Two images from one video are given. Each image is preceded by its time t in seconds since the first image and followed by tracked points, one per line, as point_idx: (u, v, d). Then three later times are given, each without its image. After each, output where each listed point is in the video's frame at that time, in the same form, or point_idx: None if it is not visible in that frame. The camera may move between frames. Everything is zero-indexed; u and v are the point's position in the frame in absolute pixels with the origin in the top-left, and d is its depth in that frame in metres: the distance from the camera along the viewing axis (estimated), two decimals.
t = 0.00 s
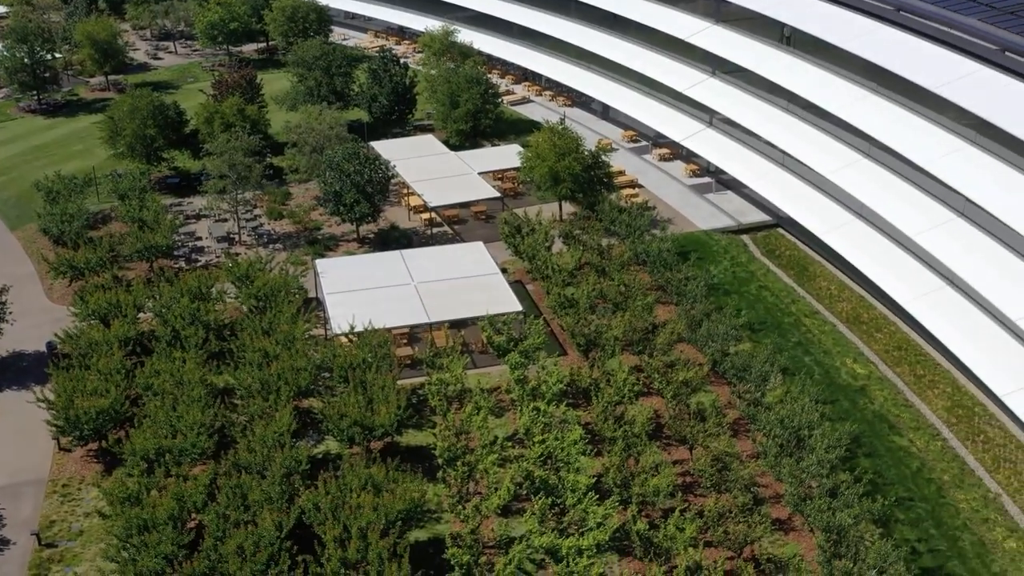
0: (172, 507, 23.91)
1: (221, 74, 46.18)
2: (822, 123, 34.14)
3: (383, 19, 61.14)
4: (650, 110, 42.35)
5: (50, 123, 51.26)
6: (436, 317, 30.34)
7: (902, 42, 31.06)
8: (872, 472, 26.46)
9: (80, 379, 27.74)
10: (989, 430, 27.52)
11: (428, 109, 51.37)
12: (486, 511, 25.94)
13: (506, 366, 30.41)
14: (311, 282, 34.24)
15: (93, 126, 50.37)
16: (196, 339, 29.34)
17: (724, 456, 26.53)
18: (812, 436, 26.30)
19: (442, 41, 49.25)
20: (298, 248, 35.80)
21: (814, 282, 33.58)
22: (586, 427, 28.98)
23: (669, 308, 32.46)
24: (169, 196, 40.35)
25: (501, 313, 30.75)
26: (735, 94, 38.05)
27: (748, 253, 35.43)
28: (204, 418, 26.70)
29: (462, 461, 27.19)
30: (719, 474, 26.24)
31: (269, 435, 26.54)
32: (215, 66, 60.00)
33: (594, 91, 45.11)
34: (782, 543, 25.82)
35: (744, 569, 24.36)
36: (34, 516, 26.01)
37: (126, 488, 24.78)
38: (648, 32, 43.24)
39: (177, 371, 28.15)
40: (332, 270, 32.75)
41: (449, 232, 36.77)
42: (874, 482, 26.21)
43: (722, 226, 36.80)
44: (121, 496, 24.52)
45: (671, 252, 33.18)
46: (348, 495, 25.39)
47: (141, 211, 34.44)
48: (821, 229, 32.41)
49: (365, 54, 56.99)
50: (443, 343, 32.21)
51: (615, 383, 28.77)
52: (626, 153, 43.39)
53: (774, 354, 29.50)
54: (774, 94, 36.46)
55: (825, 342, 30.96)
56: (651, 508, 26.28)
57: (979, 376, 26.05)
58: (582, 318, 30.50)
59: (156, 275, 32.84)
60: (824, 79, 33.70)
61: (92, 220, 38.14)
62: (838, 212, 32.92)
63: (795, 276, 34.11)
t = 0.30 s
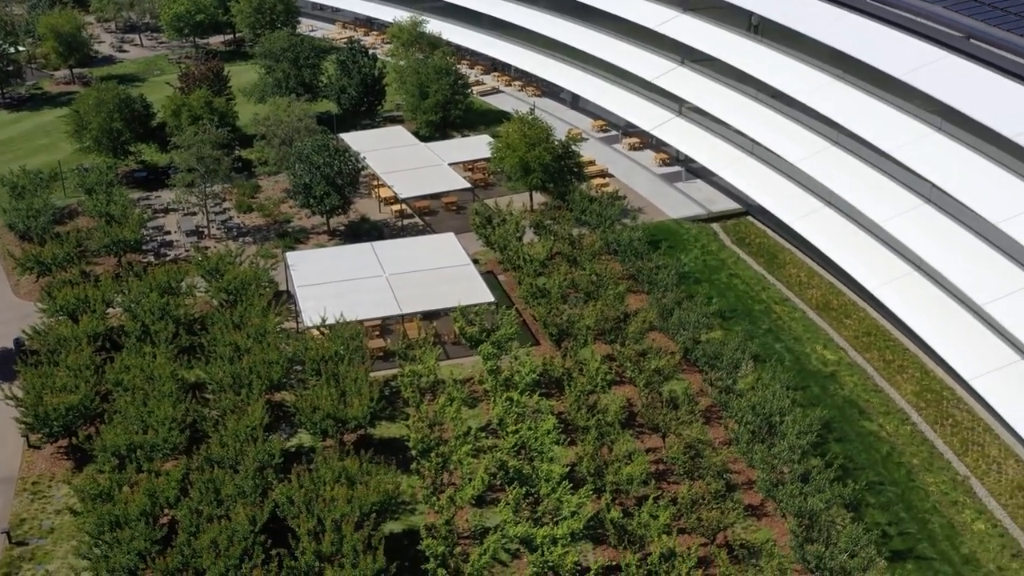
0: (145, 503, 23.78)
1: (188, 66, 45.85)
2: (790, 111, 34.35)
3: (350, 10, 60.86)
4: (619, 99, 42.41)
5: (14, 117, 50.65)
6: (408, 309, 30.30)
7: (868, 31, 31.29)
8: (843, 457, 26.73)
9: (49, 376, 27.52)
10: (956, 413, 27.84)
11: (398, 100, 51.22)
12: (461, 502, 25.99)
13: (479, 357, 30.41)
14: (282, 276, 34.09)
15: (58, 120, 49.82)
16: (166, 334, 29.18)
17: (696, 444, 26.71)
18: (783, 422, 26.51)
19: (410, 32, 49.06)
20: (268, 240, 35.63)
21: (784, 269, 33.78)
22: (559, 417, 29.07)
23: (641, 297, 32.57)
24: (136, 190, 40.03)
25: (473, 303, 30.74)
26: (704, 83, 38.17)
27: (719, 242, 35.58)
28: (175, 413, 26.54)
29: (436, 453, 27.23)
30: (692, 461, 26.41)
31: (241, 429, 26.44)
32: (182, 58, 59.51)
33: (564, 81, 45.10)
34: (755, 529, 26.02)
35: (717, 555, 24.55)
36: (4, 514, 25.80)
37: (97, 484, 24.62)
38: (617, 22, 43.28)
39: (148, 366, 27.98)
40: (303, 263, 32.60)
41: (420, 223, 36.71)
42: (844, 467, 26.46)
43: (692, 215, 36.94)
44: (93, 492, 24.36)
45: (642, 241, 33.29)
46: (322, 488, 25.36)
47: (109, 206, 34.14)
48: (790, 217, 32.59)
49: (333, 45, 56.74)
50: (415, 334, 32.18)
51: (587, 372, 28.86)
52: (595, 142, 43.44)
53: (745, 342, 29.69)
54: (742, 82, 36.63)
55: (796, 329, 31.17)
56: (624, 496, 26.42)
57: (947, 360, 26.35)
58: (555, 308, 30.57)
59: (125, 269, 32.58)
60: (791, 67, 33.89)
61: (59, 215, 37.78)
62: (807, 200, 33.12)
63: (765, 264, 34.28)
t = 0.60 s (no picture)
0: (112, 499, 23.60)
1: (149, 58, 45.43)
2: (754, 98, 34.53)
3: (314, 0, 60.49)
4: (585, 88, 42.42)
5: None
6: (376, 300, 30.21)
7: (831, 18, 31.48)
8: (810, 440, 26.96)
9: (12, 373, 27.24)
10: (921, 395, 28.13)
11: (363, 91, 51.00)
12: (432, 492, 26.01)
13: (448, 347, 30.38)
14: (248, 268, 33.91)
15: (18, 113, 49.20)
16: (132, 328, 28.96)
17: (666, 430, 26.84)
18: (751, 407, 26.69)
19: (375, 21, 48.80)
20: (234, 233, 35.40)
21: (750, 256, 33.97)
22: (529, 405, 29.13)
23: (609, 285, 32.64)
24: (99, 184, 39.64)
25: (441, 293, 30.71)
26: (669, 71, 38.27)
27: (686, 229, 35.71)
28: (142, 408, 26.33)
29: (406, 443, 27.23)
30: (661, 447, 26.55)
31: (209, 423, 26.28)
32: (143, 50, 58.91)
33: (529, 70, 45.03)
34: (725, 513, 26.22)
35: (688, 540, 24.75)
36: None
37: (64, 481, 24.41)
38: (582, 10, 43.26)
39: (113, 361, 27.76)
40: (270, 255, 32.43)
41: (387, 214, 36.59)
42: (812, 451, 26.71)
43: (659, 202, 37.06)
44: (59, 489, 24.16)
45: (609, 229, 33.38)
46: (292, 481, 25.29)
47: (71, 199, 33.78)
48: (756, 203, 32.77)
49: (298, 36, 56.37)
50: (384, 325, 32.12)
51: (556, 361, 28.90)
52: (562, 131, 43.46)
53: (713, 328, 29.85)
54: (707, 70, 36.77)
55: (763, 315, 31.38)
56: (595, 483, 26.54)
57: (912, 343, 26.63)
58: (523, 297, 30.58)
59: (89, 264, 32.28)
60: (756, 54, 34.07)
61: (21, 210, 37.36)
62: (773, 186, 33.32)
63: (731, 250, 34.46)
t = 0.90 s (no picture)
0: (83, 497, 23.42)
1: (114, 51, 45.03)
2: (722, 87, 34.70)
3: None
4: (554, 78, 42.39)
5: None
6: (347, 293, 30.11)
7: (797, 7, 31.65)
8: (781, 427, 27.16)
9: None
10: (889, 380, 28.39)
11: (331, 82, 50.80)
12: (405, 484, 26.02)
13: (419, 338, 30.34)
14: (218, 262, 33.72)
15: None
16: (100, 324, 28.75)
17: (638, 418, 26.97)
18: (722, 394, 26.85)
19: (342, 13, 48.55)
20: (202, 227, 35.18)
21: (720, 244, 34.13)
22: (501, 396, 29.17)
23: (579, 275, 32.71)
24: (65, 178, 39.27)
25: (412, 285, 30.67)
26: (637, 60, 38.35)
27: (656, 218, 35.82)
28: (111, 404, 26.13)
29: (378, 436, 27.24)
30: (633, 435, 26.66)
31: (180, 419, 26.13)
32: (108, 43, 58.35)
33: (497, 60, 44.96)
34: (697, 500, 26.36)
35: (660, 527, 24.90)
36: None
37: (33, 479, 24.21)
38: None
39: (82, 357, 27.55)
40: (239, 249, 32.26)
41: (356, 206, 36.49)
42: (782, 437, 26.91)
43: (629, 192, 37.16)
44: (29, 487, 23.96)
45: (579, 220, 33.43)
46: (264, 475, 25.22)
47: (37, 195, 33.42)
48: (725, 192, 32.91)
49: (264, 27, 56.01)
50: (354, 318, 32.06)
51: (528, 351, 28.94)
52: (531, 122, 43.45)
53: (684, 316, 29.98)
54: (675, 59, 36.90)
55: (733, 303, 31.54)
56: (568, 472, 26.64)
57: (880, 328, 26.88)
58: (494, 288, 30.60)
59: (56, 260, 31.97)
60: (723, 44, 34.23)
61: None
62: (741, 174, 33.50)
63: (701, 239, 34.60)
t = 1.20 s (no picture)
0: (53, 495, 23.24)
1: (76, 45, 44.62)
2: (690, 76, 34.84)
3: None
4: (521, 68, 42.33)
5: None
6: (317, 286, 29.99)
7: None
8: (751, 414, 27.35)
9: None
10: (858, 366, 28.63)
11: (297, 75, 50.58)
12: (378, 477, 26.01)
13: (391, 331, 30.30)
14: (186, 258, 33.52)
15: None
16: (67, 321, 28.50)
17: (609, 408, 27.07)
18: (693, 382, 27.00)
19: (308, 4, 48.33)
20: (170, 222, 34.92)
21: (689, 233, 34.26)
22: (473, 387, 29.19)
23: (549, 266, 32.75)
24: (29, 174, 38.84)
25: (382, 278, 30.58)
26: (604, 50, 38.40)
27: (625, 208, 35.91)
28: (80, 402, 25.92)
29: (350, 429, 27.22)
30: (605, 425, 26.76)
31: (150, 415, 25.96)
32: (70, 37, 57.73)
33: (464, 51, 44.85)
34: (669, 488, 26.51)
35: (633, 515, 25.06)
36: None
37: (1, 479, 23.99)
38: None
39: (49, 355, 27.31)
40: (207, 244, 32.07)
41: (325, 199, 36.35)
42: (753, 424, 27.10)
43: (598, 182, 37.22)
44: None
45: (549, 210, 33.46)
46: (236, 470, 25.12)
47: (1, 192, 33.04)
48: (694, 180, 33.03)
49: (229, 19, 55.62)
50: (325, 311, 31.98)
51: (499, 342, 28.95)
52: (499, 113, 43.40)
53: (654, 306, 30.10)
54: (642, 49, 36.99)
55: (702, 291, 31.69)
56: (540, 463, 26.71)
57: (848, 315, 27.11)
58: (464, 279, 30.59)
59: (22, 257, 31.64)
60: (690, 33, 34.36)
61: None
62: (709, 163, 33.63)
63: (670, 228, 34.72)
